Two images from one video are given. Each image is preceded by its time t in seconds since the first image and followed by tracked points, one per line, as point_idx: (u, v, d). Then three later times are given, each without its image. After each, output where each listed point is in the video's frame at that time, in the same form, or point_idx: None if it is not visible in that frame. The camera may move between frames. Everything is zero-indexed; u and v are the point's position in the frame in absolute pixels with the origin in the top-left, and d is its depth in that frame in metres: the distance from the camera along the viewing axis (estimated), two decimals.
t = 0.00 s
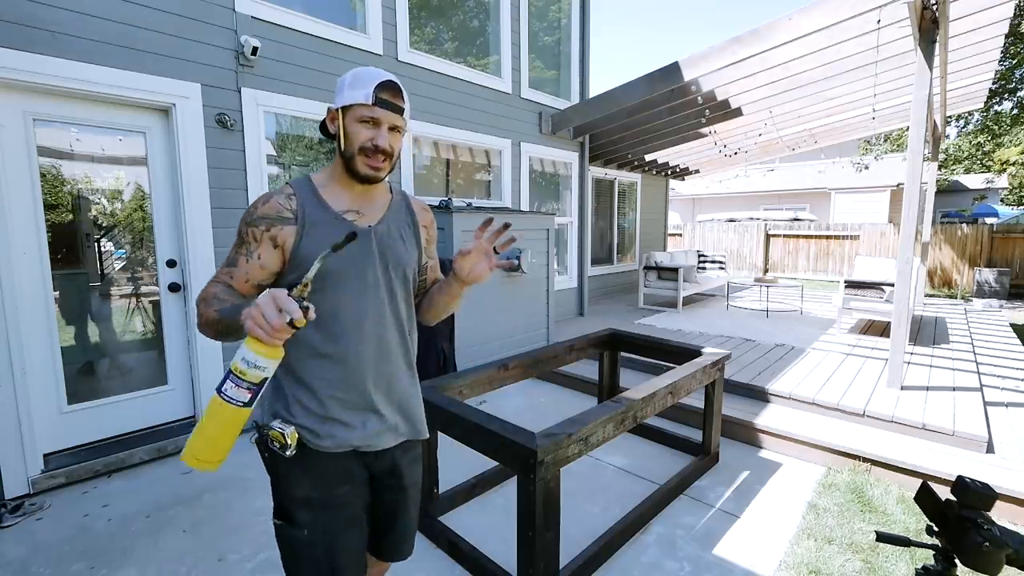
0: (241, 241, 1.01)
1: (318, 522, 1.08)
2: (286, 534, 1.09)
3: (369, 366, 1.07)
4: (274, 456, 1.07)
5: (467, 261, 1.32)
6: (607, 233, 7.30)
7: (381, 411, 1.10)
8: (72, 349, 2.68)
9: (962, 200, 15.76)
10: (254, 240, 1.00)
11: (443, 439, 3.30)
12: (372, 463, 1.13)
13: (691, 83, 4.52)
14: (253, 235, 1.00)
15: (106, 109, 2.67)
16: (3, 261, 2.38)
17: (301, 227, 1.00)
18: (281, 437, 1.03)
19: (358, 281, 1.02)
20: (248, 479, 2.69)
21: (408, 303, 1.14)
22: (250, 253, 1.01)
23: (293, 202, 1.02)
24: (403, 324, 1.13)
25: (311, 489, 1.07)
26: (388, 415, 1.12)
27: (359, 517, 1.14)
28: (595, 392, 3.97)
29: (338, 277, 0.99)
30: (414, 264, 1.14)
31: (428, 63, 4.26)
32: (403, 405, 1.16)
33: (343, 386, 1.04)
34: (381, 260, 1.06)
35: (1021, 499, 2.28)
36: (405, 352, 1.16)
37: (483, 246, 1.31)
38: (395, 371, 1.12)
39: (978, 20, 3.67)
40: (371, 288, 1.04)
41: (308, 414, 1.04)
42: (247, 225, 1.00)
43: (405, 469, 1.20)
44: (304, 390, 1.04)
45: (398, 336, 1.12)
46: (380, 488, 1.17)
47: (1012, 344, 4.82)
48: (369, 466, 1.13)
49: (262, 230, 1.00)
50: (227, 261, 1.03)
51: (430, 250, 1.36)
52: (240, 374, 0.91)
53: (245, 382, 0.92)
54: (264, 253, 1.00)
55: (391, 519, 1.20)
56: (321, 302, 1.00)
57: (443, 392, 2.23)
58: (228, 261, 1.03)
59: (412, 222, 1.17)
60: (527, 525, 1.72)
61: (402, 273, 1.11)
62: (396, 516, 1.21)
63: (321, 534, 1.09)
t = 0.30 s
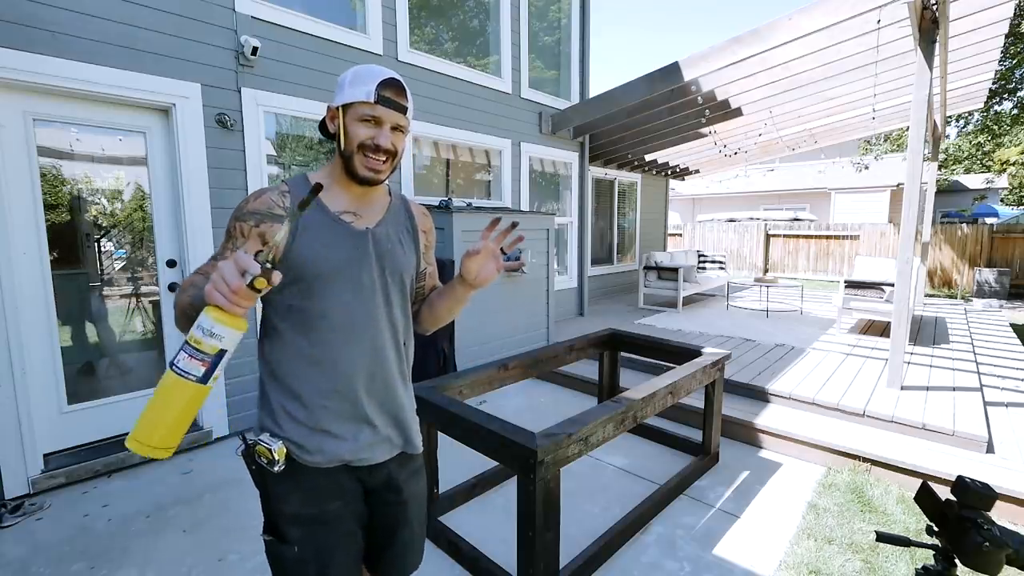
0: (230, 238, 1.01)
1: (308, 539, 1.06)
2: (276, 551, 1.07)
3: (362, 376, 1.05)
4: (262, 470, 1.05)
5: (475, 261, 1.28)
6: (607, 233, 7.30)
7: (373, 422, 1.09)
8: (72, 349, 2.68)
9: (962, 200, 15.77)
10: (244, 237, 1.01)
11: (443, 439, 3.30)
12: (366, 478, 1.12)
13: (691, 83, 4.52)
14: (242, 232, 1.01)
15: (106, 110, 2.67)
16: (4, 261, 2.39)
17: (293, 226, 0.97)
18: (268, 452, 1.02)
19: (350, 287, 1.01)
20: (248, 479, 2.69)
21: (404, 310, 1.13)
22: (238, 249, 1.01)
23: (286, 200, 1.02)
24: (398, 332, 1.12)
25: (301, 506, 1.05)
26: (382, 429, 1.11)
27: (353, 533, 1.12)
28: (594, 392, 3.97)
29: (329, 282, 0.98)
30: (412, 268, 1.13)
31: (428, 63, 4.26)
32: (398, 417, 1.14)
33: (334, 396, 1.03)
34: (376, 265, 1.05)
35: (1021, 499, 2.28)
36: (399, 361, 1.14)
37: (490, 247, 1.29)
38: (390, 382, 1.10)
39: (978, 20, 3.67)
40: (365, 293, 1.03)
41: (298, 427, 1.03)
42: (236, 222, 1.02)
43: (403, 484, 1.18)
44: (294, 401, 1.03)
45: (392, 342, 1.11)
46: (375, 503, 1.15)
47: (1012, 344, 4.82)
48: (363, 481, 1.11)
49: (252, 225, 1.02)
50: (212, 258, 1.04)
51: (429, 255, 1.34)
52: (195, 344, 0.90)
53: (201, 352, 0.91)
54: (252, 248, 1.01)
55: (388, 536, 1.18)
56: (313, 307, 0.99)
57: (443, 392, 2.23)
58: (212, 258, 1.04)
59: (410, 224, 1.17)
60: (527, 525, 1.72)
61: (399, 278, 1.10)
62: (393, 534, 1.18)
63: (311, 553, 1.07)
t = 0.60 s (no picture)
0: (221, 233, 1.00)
1: (303, 547, 1.06)
2: (272, 559, 1.07)
3: (357, 379, 1.05)
4: (256, 478, 1.05)
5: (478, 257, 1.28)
6: (607, 233, 7.30)
7: (369, 427, 1.08)
8: (72, 349, 2.68)
9: (962, 200, 15.76)
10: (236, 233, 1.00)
11: (443, 439, 3.30)
12: (363, 485, 1.11)
13: (691, 83, 4.52)
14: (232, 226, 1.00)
15: (106, 110, 2.67)
16: (4, 261, 2.38)
17: (289, 225, 0.97)
18: (262, 460, 1.01)
19: (346, 286, 1.01)
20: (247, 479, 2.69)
21: (401, 311, 1.13)
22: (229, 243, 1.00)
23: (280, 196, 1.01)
24: (395, 332, 1.12)
25: (296, 514, 1.05)
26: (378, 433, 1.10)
27: (350, 541, 1.12)
28: (594, 392, 3.97)
29: (325, 281, 0.98)
30: (409, 268, 1.13)
31: (428, 63, 4.26)
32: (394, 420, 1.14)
33: (331, 398, 1.03)
34: (373, 266, 1.05)
35: (1021, 499, 2.28)
36: (396, 363, 1.14)
37: (491, 243, 1.30)
38: (387, 384, 1.10)
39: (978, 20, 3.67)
40: (362, 294, 1.03)
41: (292, 433, 1.03)
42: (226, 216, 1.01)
43: (401, 490, 1.18)
44: (289, 406, 1.03)
45: (389, 343, 1.11)
46: (372, 509, 1.15)
47: (1012, 344, 4.82)
48: (359, 488, 1.11)
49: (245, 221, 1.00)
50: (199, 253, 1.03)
51: (427, 256, 1.34)
52: (168, 321, 0.89)
53: (173, 330, 0.89)
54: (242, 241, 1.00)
55: (386, 543, 1.18)
56: (310, 307, 0.99)
57: (443, 392, 2.23)
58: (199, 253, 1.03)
59: (408, 226, 1.18)
60: (527, 525, 1.72)
61: (396, 278, 1.10)
62: (391, 540, 1.18)
63: (306, 561, 1.06)
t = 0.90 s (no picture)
0: (218, 237, 1.00)
1: (302, 548, 1.06)
2: (271, 560, 1.07)
3: (355, 380, 1.05)
4: (254, 479, 1.05)
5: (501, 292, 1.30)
6: (607, 233, 7.30)
7: (369, 428, 1.08)
8: (72, 349, 2.67)
9: (962, 200, 15.76)
10: (232, 236, 1.00)
11: (443, 439, 3.30)
12: (362, 486, 1.11)
13: (691, 83, 4.52)
14: (228, 231, 1.00)
15: (106, 109, 2.67)
16: (4, 261, 2.38)
17: (285, 228, 0.97)
18: (260, 462, 1.01)
19: (344, 287, 1.01)
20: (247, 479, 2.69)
21: (400, 310, 1.13)
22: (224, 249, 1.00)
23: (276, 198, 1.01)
24: (395, 331, 1.12)
25: (295, 515, 1.05)
26: (376, 433, 1.10)
27: (349, 542, 1.12)
28: (594, 392, 3.97)
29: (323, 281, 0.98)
30: (407, 267, 1.14)
31: (428, 63, 4.26)
32: (394, 418, 1.14)
33: (330, 399, 1.03)
34: (371, 267, 1.05)
35: (1021, 499, 2.28)
36: (396, 363, 1.14)
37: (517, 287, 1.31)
38: (387, 384, 1.10)
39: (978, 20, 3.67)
40: (360, 295, 1.03)
41: (292, 436, 1.02)
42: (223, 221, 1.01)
43: (400, 491, 1.18)
44: (289, 409, 1.02)
45: (389, 343, 1.11)
46: (371, 510, 1.15)
47: (1012, 344, 4.82)
48: (358, 490, 1.11)
49: (241, 226, 1.00)
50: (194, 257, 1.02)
51: (423, 255, 1.32)
52: (164, 357, 0.90)
53: (169, 367, 0.90)
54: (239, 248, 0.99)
55: (385, 544, 1.18)
56: (308, 309, 0.99)
57: (443, 392, 2.23)
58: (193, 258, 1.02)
59: (405, 225, 1.18)
60: (527, 525, 1.72)
61: (395, 278, 1.10)
62: (391, 541, 1.18)
63: (304, 563, 1.06)
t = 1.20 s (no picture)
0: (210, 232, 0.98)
1: (304, 548, 1.06)
2: (272, 560, 1.07)
3: (356, 381, 1.05)
4: (256, 478, 1.05)
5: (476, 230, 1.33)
6: (607, 234, 7.30)
7: (369, 428, 1.08)
8: (72, 349, 2.67)
9: (962, 200, 15.76)
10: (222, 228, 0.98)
11: (443, 439, 3.30)
12: (363, 485, 1.11)
13: (691, 83, 4.52)
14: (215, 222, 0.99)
15: (106, 109, 2.67)
16: (4, 261, 2.38)
17: (282, 228, 0.97)
18: (262, 461, 1.02)
19: (345, 286, 1.01)
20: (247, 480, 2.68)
21: (399, 309, 1.13)
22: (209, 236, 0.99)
23: (270, 197, 1.00)
24: (395, 330, 1.12)
25: (297, 515, 1.05)
26: (378, 432, 1.10)
27: (350, 541, 1.12)
28: (594, 392, 3.98)
29: (323, 282, 0.98)
30: (406, 266, 1.14)
31: (428, 63, 4.26)
32: (396, 415, 1.14)
33: (331, 400, 1.03)
34: (369, 267, 1.05)
35: (1021, 499, 2.28)
36: (397, 362, 1.14)
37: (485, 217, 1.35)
38: (387, 384, 1.10)
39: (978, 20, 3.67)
40: (360, 295, 1.03)
41: (293, 435, 1.02)
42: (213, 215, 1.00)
43: (402, 489, 1.18)
44: (290, 409, 1.02)
45: (390, 342, 1.11)
46: (373, 509, 1.15)
47: (1012, 344, 4.82)
48: (359, 488, 1.11)
49: (234, 222, 0.96)
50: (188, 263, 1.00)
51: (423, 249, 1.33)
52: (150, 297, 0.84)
53: (158, 304, 0.84)
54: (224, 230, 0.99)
55: (387, 543, 1.18)
56: (308, 310, 0.99)
57: (443, 392, 2.23)
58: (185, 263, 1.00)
59: (403, 224, 1.18)
60: (527, 525, 1.72)
61: (394, 277, 1.10)
62: (392, 539, 1.18)
63: (306, 562, 1.06)
